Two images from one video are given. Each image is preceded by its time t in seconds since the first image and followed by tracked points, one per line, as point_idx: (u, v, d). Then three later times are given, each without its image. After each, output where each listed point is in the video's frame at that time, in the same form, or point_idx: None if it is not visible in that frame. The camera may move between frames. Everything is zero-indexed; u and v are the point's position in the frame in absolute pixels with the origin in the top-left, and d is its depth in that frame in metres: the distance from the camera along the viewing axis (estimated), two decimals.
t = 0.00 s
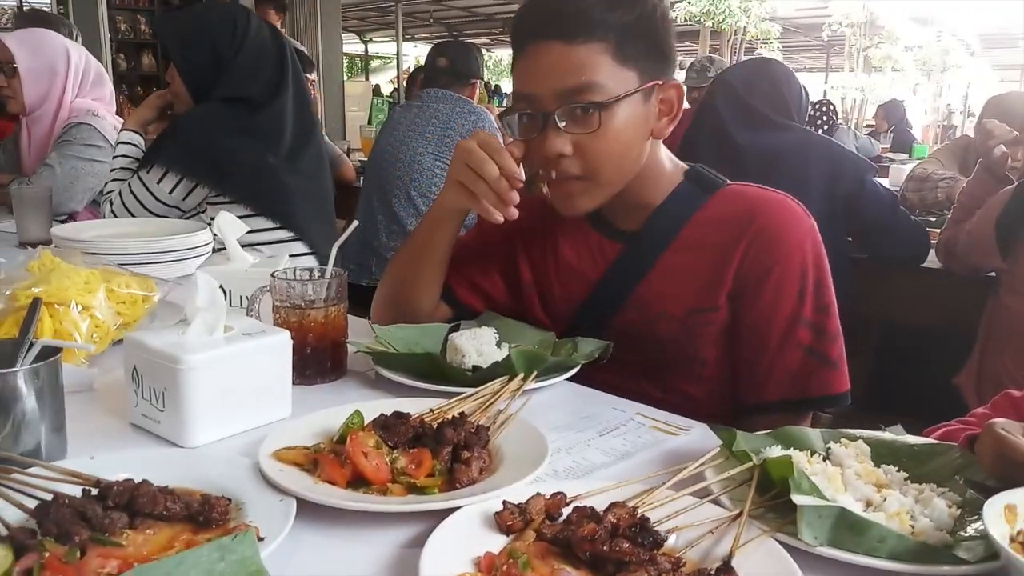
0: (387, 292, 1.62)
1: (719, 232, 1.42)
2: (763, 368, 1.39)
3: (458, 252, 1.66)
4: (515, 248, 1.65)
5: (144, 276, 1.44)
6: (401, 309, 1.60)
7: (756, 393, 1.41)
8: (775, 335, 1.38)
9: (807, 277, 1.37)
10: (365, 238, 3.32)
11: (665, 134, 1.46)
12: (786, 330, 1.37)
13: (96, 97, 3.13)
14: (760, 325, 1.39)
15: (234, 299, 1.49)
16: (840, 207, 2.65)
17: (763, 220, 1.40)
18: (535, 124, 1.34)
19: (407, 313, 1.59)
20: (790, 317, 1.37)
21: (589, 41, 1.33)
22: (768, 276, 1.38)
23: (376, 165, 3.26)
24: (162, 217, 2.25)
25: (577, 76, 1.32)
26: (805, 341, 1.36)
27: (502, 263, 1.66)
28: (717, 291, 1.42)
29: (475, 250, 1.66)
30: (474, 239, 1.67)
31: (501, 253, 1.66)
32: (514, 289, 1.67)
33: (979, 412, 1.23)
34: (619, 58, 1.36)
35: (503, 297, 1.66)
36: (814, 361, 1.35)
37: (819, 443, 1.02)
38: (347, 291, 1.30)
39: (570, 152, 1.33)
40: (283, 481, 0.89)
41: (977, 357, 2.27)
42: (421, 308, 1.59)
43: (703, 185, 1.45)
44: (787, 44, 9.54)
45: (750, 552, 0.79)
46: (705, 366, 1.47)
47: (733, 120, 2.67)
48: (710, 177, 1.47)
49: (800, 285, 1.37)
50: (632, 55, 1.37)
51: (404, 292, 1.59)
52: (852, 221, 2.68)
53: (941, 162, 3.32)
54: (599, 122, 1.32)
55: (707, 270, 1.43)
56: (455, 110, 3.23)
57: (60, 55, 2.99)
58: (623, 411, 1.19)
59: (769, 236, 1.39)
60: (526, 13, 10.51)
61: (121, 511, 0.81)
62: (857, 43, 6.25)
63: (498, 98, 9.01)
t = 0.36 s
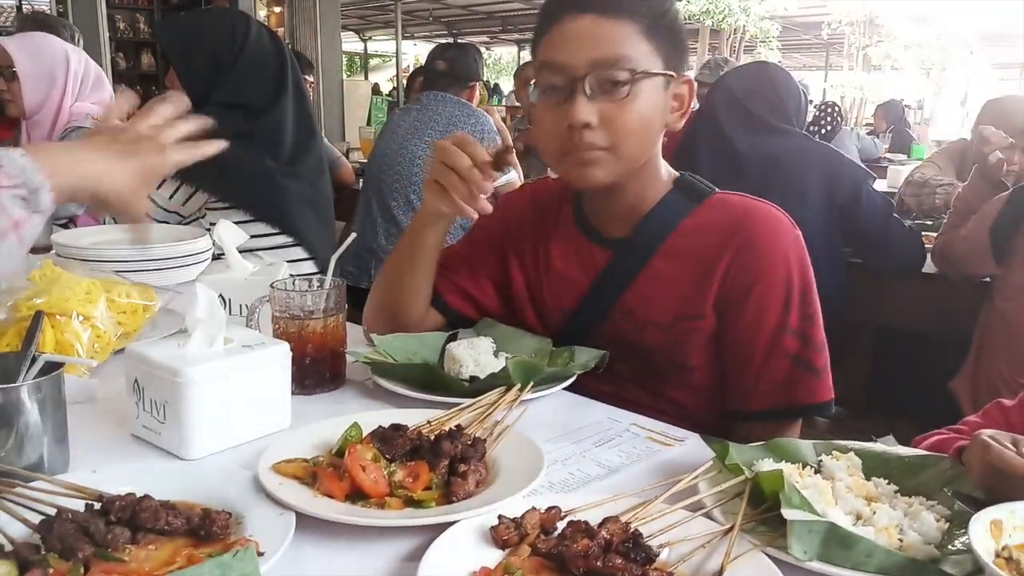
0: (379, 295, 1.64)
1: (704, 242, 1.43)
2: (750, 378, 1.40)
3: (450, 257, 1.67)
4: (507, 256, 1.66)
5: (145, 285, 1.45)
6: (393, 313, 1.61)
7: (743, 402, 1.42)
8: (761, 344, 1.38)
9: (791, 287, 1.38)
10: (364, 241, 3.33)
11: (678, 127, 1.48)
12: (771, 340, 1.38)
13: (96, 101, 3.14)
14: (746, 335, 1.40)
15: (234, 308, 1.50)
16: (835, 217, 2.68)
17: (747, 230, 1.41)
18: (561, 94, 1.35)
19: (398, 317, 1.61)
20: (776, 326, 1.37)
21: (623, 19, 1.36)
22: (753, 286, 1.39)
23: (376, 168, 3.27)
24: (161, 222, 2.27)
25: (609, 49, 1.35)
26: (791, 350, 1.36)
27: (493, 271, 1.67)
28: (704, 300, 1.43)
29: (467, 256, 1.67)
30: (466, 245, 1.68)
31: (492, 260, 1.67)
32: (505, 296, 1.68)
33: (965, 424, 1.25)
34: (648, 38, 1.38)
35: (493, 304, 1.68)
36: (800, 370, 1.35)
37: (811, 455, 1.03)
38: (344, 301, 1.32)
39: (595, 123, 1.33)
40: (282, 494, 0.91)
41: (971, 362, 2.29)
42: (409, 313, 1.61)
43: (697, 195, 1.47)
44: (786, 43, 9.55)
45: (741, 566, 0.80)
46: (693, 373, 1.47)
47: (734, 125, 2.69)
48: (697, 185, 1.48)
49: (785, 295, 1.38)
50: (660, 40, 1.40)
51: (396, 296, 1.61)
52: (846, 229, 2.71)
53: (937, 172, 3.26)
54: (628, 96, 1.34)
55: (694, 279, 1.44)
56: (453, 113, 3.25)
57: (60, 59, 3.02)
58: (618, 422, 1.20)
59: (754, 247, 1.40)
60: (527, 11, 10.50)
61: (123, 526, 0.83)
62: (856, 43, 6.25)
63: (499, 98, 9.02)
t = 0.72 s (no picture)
0: (372, 300, 1.61)
1: (705, 246, 1.43)
2: (747, 384, 1.40)
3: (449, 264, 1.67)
4: (507, 262, 1.66)
5: (138, 293, 1.44)
6: (389, 319, 1.58)
7: (737, 407, 1.42)
8: (758, 349, 1.38)
9: (790, 294, 1.38)
10: (360, 244, 3.33)
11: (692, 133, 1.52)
12: (769, 346, 1.38)
13: (92, 105, 3.14)
14: (743, 341, 1.40)
15: (228, 316, 1.49)
16: (834, 224, 2.69)
17: (747, 236, 1.41)
18: (590, 78, 1.37)
19: (393, 322, 1.58)
20: (773, 332, 1.38)
21: (652, 16, 1.40)
22: (752, 291, 1.39)
23: (373, 171, 3.28)
24: (156, 226, 2.27)
25: (637, 41, 1.37)
26: (788, 356, 1.37)
27: (490, 276, 1.67)
28: (703, 304, 1.43)
29: (468, 262, 1.67)
30: (466, 251, 1.68)
31: (490, 266, 1.67)
32: (505, 302, 1.69)
33: (957, 433, 1.26)
34: (674, 37, 1.42)
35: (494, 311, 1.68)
36: (796, 377, 1.36)
37: (803, 465, 1.03)
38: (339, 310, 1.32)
39: (619, 108, 1.34)
40: (272, 507, 0.91)
41: (966, 367, 2.29)
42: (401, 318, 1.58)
43: (691, 202, 1.47)
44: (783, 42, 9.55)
45: None
46: (690, 375, 1.47)
47: (735, 127, 2.71)
48: (701, 191, 1.49)
49: (783, 302, 1.38)
50: (687, 43, 1.44)
51: (389, 300, 1.58)
52: (843, 232, 2.71)
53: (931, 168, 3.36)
54: (653, 87, 1.36)
55: (693, 283, 1.43)
56: (450, 116, 3.23)
57: (56, 67, 2.99)
58: (611, 430, 1.20)
59: (754, 252, 1.40)
60: (524, 11, 10.51)
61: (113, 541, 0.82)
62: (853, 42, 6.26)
63: (496, 98, 9.03)
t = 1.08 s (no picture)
0: (353, 305, 1.58)
1: (706, 253, 1.39)
2: (745, 394, 1.35)
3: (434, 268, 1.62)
4: (494, 267, 1.61)
5: (109, 300, 1.41)
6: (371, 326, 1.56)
7: (735, 417, 1.37)
8: (758, 359, 1.34)
9: (794, 303, 1.34)
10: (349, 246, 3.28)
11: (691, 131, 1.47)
12: (770, 356, 1.33)
13: (73, 103, 3.08)
14: (743, 349, 1.35)
15: (203, 323, 1.46)
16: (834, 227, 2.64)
17: (751, 243, 1.37)
18: (592, 74, 1.34)
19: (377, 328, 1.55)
20: (775, 342, 1.33)
21: (655, 10, 1.36)
22: (754, 300, 1.35)
23: (361, 170, 3.23)
24: (136, 228, 2.22)
25: (640, 36, 1.34)
26: (788, 366, 1.32)
27: (477, 281, 1.63)
28: (703, 312, 1.39)
29: (455, 268, 1.62)
30: (451, 255, 1.64)
31: (476, 271, 1.62)
32: (492, 307, 1.64)
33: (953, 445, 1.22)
34: (675, 33, 1.38)
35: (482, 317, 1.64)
36: (797, 387, 1.31)
37: (795, 482, 0.99)
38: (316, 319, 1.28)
39: (625, 103, 1.30)
40: (239, 531, 0.87)
41: (966, 374, 2.27)
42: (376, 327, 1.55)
43: (683, 207, 1.42)
44: (779, 38, 9.49)
45: None
46: (688, 384, 1.43)
47: (733, 126, 2.64)
48: (697, 195, 1.44)
49: (787, 311, 1.33)
50: (689, 39, 1.41)
51: (369, 309, 1.55)
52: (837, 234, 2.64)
53: (929, 169, 3.33)
54: (659, 81, 1.32)
55: (693, 291, 1.39)
56: (440, 114, 3.18)
57: (35, 61, 2.97)
58: (598, 445, 1.16)
59: (757, 260, 1.35)
60: (520, 6, 10.45)
61: (68, 569, 0.78)
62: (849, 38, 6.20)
63: (491, 94, 8.98)
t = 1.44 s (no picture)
0: (322, 313, 1.54)
1: (693, 270, 1.37)
2: (725, 414, 1.33)
3: (412, 278, 1.61)
4: (472, 278, 1.59)
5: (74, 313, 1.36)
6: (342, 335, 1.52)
7: (714, 437, 1.35)
8: (741, 378, 1.32)
9: (780, 323, 1.32)
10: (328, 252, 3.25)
11: (678, 147, 1.43)
12: (753, 376, 1.31)
13: (47, 108, 3.04)
14: (727, 367, 1.33)
15: (172, 335, 1.42)
16: (814, 233, 2.64)
17: (740, 262, 1.35)
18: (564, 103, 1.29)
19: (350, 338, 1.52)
20: (759, 361, 1.31)
21: (633, 33, 1.30)
22: (739, 319, 1.33)
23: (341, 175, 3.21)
24: (109, 237, 2.20)
25: (613, 64, 1.29)
26: (771, 386, 1.30)
27: (455, 293, 1.61)
28: (687, 330, 1.37)
29: (434, 278, 1.60)
30: (430, 266, 1.62)
31: (454, 282, 1.60)
32: (470, 319, 1.62)
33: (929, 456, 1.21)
34: (654, 58, 1.33)
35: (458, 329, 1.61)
36: (779, 408, 1.29)
37: (770, 501, 0.98)
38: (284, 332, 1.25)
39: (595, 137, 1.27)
40: (197, 557, 0.84)
41: (944, 380, 2.28)
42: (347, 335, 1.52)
43: (672, 223, 1.40)
44: (763, 40, 9.51)
45: None
46: (669, 402, 1.41)
47: (710, 136, 2.60)
48: (687, 211, 1.43)
49: (773, 330, 1.32)
50: (670, 59, 1.35)
51: (336, 313, 1.51)
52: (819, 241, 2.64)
53: (911, 175, 3.34)
54: (631, 114, 1.28)
55: (678, 308, 1.37)
56: (421, 120, 3.16)
57: (7, 66, 2.90)
58: (572, 461, 1.14)
59: (745, 279, 1.34)
60: (505, 8, 10.43)
61: None
62: (832, 41, 6.22)
63: (475, 97, 8.96)
